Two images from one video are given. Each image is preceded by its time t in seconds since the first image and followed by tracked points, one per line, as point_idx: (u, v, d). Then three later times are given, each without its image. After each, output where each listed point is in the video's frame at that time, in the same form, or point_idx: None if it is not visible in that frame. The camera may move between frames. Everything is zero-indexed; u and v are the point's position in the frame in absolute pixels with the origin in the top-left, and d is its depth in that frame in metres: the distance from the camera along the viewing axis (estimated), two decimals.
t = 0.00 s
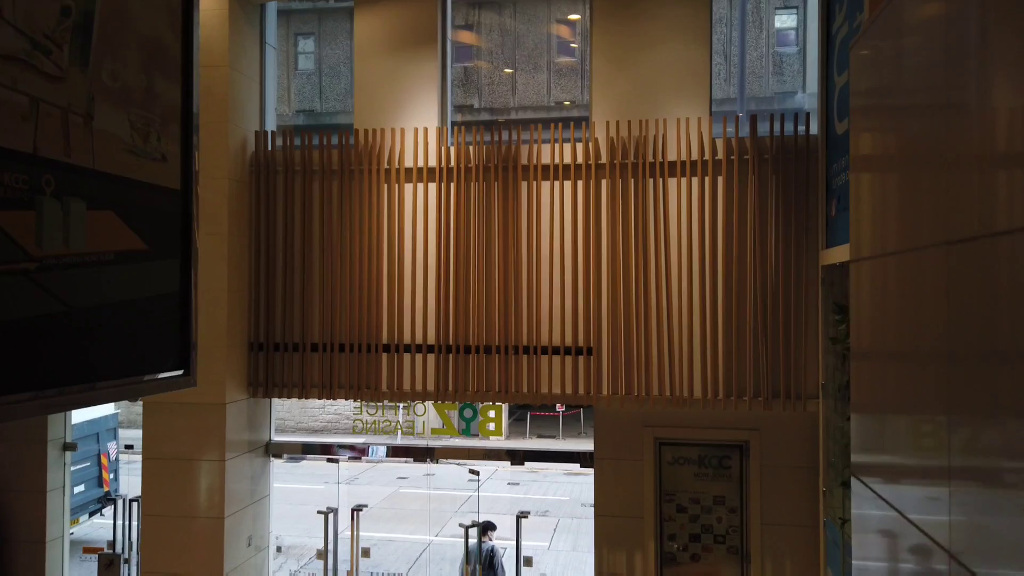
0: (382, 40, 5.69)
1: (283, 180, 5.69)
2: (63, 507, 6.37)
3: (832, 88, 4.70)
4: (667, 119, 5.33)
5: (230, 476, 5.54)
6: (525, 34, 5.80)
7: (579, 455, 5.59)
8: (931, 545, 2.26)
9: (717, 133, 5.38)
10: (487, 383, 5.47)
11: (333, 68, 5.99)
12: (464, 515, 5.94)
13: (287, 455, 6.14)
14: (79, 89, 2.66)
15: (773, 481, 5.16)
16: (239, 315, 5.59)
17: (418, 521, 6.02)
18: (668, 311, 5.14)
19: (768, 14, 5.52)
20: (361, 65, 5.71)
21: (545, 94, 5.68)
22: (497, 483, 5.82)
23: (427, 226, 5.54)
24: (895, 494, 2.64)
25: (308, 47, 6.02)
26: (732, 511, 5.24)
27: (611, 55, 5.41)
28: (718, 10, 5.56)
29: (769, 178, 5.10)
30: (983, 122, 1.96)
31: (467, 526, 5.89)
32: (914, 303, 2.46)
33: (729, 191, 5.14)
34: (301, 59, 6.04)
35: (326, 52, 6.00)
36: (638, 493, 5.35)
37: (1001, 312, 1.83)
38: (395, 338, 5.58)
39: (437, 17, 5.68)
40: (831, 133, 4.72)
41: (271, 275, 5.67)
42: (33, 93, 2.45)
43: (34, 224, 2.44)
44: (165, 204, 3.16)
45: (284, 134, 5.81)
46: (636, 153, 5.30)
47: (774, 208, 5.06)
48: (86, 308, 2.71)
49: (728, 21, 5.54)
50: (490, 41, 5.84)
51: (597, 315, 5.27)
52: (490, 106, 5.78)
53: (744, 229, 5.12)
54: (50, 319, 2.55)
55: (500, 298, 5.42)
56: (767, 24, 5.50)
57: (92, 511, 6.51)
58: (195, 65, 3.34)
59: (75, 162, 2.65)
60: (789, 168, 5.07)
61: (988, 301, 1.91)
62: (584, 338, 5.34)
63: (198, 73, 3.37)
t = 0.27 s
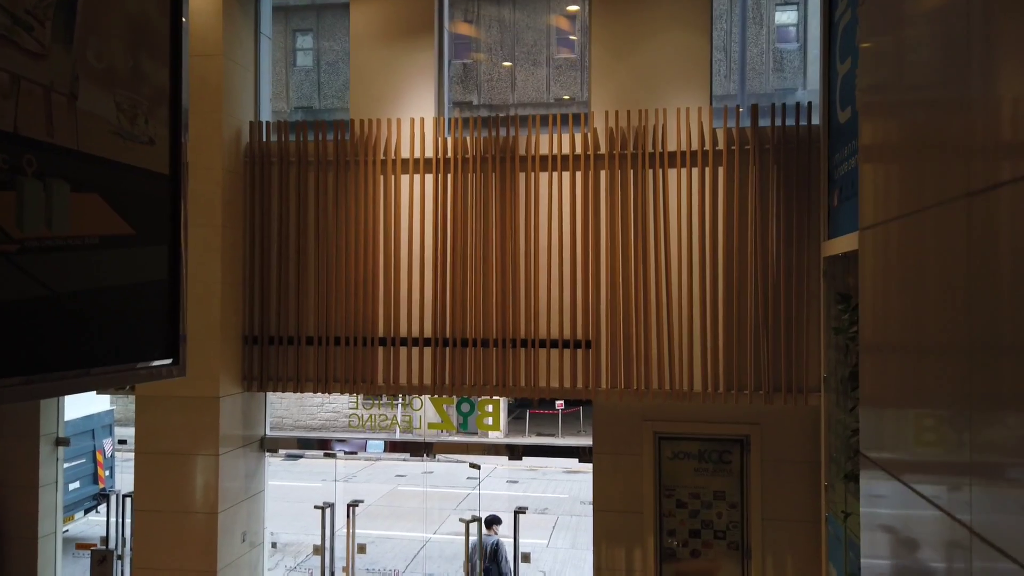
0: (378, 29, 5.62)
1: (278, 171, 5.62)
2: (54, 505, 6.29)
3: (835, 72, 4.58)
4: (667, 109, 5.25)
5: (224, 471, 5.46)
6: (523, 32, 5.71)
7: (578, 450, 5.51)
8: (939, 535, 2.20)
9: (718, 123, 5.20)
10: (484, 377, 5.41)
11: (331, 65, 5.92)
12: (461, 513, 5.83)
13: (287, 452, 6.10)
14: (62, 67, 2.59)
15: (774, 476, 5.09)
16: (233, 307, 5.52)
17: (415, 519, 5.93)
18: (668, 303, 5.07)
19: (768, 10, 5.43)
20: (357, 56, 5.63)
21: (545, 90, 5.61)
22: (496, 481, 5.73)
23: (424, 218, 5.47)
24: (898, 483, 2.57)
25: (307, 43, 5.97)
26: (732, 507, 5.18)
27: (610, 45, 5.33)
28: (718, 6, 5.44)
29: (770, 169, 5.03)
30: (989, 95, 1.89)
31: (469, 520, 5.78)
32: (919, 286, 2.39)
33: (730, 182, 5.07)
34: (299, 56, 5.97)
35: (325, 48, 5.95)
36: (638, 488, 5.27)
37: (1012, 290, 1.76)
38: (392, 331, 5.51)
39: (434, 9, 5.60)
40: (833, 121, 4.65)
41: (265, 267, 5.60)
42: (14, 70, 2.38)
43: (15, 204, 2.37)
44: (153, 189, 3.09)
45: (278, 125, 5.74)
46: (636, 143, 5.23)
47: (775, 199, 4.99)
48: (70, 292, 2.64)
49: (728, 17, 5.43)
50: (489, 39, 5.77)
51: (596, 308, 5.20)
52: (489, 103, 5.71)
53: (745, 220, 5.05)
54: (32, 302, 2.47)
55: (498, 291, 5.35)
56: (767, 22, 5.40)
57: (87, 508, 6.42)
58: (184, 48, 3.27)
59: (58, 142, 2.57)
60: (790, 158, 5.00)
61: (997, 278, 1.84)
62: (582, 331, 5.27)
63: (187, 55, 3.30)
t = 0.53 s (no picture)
0: (374, 18, 5.55)
1: (273, 163, 5.55)
2: (47, 500, 6.25)
3: (837, 62, 4.51)
4: (667, 99, 5.18)
5: (216, 466, 5.37)
6: (523, 29, 5.64)
7: (577, 444, 5.42)
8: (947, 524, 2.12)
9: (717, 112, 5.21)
10: (481, 370, 5.33)
11: (330, 63, 5.83)
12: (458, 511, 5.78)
13: (284, 450, 6.00)
14: (44, 45, 2.50)
15: (776, 471, 5.01)
16: (227, 300, 5.44)
17: (412, 517, 5.86)
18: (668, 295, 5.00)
19: (768, 6, 5.37)
20: (353, 47, 5.57)
21: (544, 87, 5.55)
22: (493, 479, 5.65)
23: (421, 209, 5.40)
24: (897, 476, 2.50)
25: (305, 40, 5.89)
26: (733, 502, 5.10)
27: (609, 34, 5.26)
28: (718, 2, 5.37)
29: (771, 159, 4.96)
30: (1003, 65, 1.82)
31: (469, 514, 5.71)
32: (926, 269, 2.32)
33: (731, 172, 5.00)
34: (297, 52, 5.89)
35: (323, 42, 5.87)
36: (637, 484, 5.20)
37: None
38: (388, 324, 5.43)
39: None
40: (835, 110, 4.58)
41: (260, 260, 5.53)
42: None
43: None
44: (140, 173, 3.01)
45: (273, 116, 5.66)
46: (636, 133, 5.16)
47: (777, 190, 4.92)
48: (51, 277, 2.56)
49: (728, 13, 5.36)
50: (487, 34, 5.70)
51: (595, 300, 5.13)
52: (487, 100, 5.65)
53: (745, 211, 4.98)
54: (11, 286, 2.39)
55: (495, 283, 5.28)
56: (769, 17, 5.34)
57: (82, 506, 6.34)
58: (173, 29, 3.20)
59: (39, 122, 2.49)
60: (792, 148, 4.93)
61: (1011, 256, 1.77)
62: (581, 324, 5.19)
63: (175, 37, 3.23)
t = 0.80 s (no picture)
0: (370, 6, 5.46)
1: (267, 152, 5.46)
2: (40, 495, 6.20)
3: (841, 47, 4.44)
4: (667, 87, 5.10)
5: (209, 460, 5.29)
6: (522, 24, 5.55)
7: (576, 438, 5.34)
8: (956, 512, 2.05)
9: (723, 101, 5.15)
10: (478, 363, 5.25)
11: (329, 58, 5.73)
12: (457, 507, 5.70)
13: (282, 448, 5.89)
14: (26, 19, 2.42)
15: (778, 465, 4.94)
16: (221, 291, 5.36)
17: (411, 514, 5.77)
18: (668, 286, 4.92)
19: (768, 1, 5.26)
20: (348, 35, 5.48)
21: (544, 84, 5.47)
22: (492, 478, 5.57)
23: (417, 200, 5.31)
24: (901, 466, 2.44)
25: (303, 35, 5.78)
26: (734, 497, 5.02)
27: (609, 23, 5.17)
28: None
29: (773, 148, 4.88)
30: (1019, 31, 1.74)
31: (469, 508, 5.64)
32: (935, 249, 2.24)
33: (732, 161, 4.92)
34: (295, 47, 5.79)
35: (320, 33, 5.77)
36: (637, 478, 5.12)
37: None
38: (384, 316, 5.35)
39: None
40: (839, 98, 4.50)
41: (254, 251, 5.45)
42: None
43: None
44: (126, 155, 2.93)
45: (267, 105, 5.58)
46: (636, 122, 5.08)
47: (779, 180, 4.84)
48: (32, 259, 2.48)
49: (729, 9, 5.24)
50: (487, 29, 5.60)
51: (594, 291, 5.04)
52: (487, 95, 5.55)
53: (747, 201, 4.91)
54: None
55: (493, 274, 5.20)
56: (769, 12, 5.24)
57: (76, 503, 6.21)
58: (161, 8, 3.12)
59: (20, 99, 2.41)
60: (795, 137, 4.85)
61: None
62: (580, 316, 5.11)
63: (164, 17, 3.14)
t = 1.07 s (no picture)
0: None
1: (263, 144, 5.39)
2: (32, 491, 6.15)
3: (845, 35, 4.35)
4: (668, 76, 5.04)
5: (204, 454, 5.22)
6: (521, 21, 5.47)
7: (575, 433, 5.27)
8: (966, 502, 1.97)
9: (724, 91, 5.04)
10: (476, 358, 5.19)
11: (327, 54, 5.65)
12: (455, 506, 5.60)
13: (279, 446, 5.82)
14: None
15: (780, 461, 4.87)
16: (215, 284, 5.29)
17: (409, 512, 5.69)
18: (668, 279, 4.85)
19: None
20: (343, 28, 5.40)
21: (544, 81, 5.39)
22: (492, 476, 5.48)
23: (414, 189, 5.25)
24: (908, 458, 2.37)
25: (302, 31, 5.71)
26: (736, 492, 4.95)
27: (610, 14, 5.10)
28: None
29: (776, 138, 4.81)
30: None
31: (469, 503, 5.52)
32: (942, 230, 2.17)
33: (734, 152, 4.85)
34: (294, 44, 5.72)
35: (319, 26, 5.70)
36: (637, 474, 5.05)
37: None
38: (380, 309, 5.28)
39: None
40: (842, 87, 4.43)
41: (249, 243, 5.38)
42: None
43: None
44: (112, 138, 2.86)
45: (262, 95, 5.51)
46: (636, 112, 5.00)
47: (781, 171, 4.78)
48: (13, 242, 2.41)
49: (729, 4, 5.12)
50: (487, 24, 5.51)
51: (594, 284, 4.97)
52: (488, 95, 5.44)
53: (748, 193, 4.84)
54: None
55: (490, 267, 5.13)
56: (768, 9, 5.13)
57: (71, 501, 6.16)
58: None
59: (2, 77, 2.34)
60: (798, 127, 4.78)
61: None
62: (579, 309, 5.04)
63: None
